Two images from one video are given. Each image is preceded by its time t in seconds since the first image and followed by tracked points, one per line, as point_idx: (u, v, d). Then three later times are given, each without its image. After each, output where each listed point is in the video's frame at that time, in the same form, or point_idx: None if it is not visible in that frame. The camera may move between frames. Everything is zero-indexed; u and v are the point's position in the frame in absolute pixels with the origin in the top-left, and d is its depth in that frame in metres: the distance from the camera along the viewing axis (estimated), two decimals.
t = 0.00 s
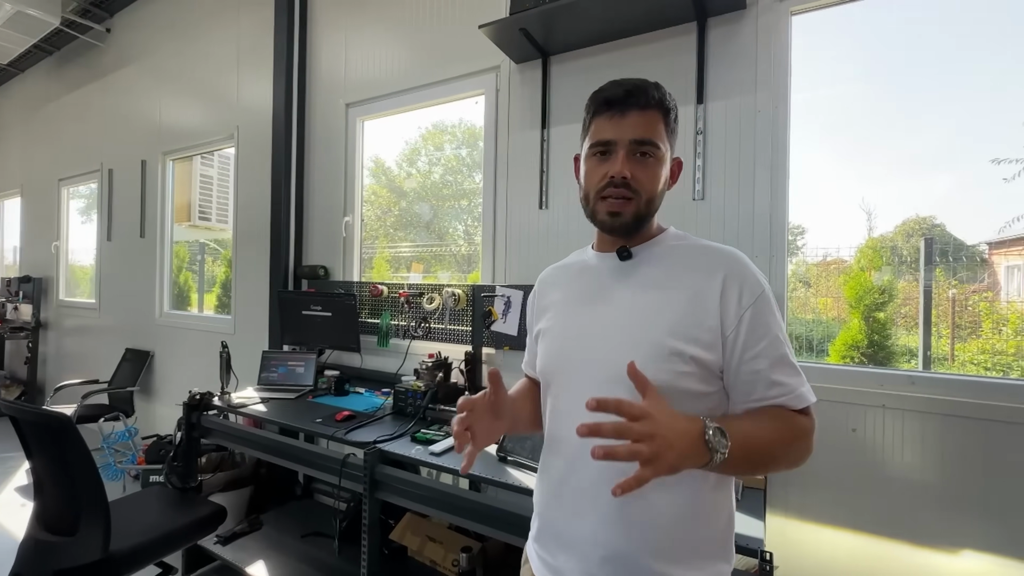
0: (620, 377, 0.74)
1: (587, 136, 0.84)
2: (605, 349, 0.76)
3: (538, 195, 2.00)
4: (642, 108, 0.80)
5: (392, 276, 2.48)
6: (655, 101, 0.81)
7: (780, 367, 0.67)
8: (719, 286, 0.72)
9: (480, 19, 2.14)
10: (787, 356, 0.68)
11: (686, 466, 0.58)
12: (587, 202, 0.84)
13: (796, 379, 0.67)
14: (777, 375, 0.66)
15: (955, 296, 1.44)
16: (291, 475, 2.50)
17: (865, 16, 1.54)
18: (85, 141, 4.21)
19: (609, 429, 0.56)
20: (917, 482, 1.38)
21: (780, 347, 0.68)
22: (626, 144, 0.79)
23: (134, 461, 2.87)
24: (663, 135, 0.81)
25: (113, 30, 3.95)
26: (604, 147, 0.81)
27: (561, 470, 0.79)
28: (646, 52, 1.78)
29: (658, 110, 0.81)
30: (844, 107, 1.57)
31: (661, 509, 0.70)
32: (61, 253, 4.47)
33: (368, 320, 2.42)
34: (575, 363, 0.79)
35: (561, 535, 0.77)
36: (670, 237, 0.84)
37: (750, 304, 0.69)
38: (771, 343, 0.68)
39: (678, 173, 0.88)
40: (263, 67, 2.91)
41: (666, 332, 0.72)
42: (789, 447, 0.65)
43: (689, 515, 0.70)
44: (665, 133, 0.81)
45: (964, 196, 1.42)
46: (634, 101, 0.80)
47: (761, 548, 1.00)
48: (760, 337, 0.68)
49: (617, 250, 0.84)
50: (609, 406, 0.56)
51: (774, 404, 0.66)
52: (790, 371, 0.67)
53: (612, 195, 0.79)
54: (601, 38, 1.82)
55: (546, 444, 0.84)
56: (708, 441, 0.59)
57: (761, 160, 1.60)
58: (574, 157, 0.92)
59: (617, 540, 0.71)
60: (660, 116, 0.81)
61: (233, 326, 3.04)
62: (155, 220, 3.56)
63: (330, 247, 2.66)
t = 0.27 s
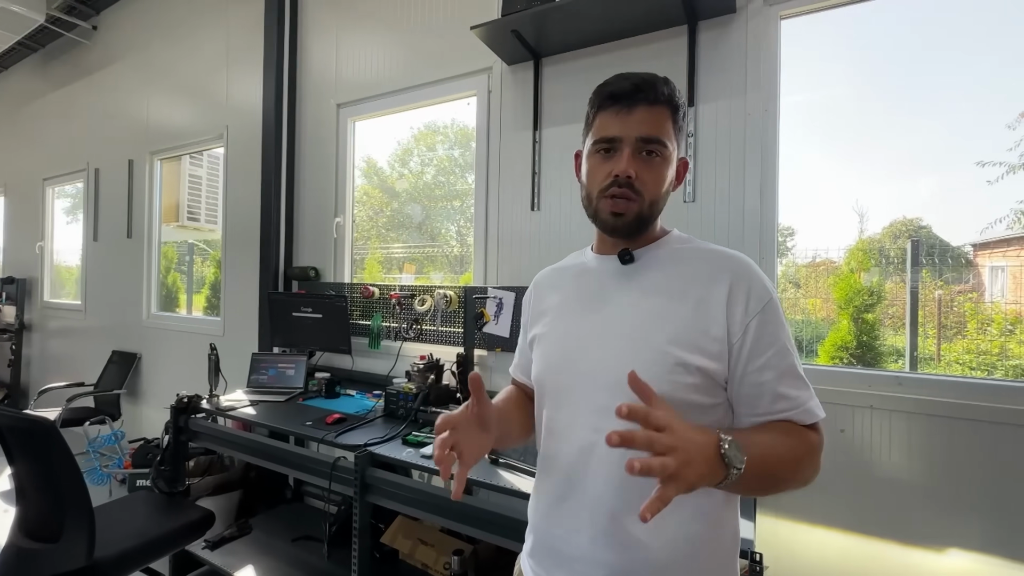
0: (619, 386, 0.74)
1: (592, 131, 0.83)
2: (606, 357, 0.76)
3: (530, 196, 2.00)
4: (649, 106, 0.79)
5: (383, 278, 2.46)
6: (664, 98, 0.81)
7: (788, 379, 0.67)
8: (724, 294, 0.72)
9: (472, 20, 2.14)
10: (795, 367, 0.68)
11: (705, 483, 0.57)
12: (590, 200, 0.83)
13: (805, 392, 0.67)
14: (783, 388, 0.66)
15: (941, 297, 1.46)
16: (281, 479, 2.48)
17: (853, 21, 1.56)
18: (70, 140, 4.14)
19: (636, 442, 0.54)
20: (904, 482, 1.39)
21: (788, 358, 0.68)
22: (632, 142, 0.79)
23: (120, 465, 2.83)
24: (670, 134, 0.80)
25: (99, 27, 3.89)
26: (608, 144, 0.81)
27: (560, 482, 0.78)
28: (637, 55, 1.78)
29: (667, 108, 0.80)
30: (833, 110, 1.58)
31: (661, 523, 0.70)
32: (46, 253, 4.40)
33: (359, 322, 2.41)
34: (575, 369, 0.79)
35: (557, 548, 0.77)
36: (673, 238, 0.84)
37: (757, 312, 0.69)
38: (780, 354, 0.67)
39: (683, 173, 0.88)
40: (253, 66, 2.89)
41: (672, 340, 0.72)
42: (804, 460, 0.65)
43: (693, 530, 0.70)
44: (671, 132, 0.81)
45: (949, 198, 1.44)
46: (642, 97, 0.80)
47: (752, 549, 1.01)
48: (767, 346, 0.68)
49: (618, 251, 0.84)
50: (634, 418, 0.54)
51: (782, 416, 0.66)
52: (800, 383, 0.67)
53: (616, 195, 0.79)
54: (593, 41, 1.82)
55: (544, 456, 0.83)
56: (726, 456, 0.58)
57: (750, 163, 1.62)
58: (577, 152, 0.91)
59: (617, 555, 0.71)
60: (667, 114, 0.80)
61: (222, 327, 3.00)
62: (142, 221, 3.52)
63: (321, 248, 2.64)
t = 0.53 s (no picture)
0: (619, 392, 0.73)
1: (593, 128, 0.83)
2: (604, 359, 0.75)
3: (524, 197, 2.00)
4: (652, 104, 0.79)
5: (376, 279, 2.45)
6: (668, 97, 0.80)
7: (788, 376, 0.68)
8: (724, 295, 0.72)
9: (465, 21, 2.14)
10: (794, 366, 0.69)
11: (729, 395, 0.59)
12: (590, 199, 0.83)
13: (804, 391, 0.68)
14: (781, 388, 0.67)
15: (928, 298, 1.48)
16: (272, 482, 2.46)
17: (842, 25, 1.57)
18: (57, 139, 4.08)
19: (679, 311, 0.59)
20: (894, 481, 1.41)
21: (789, 356, 0.69)
22: (634, 140, 0.78)
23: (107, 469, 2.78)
24: (673, 133, 0.80)
25: (87, 25, 3.84)
26: (610, 142, 0.80)
27: (555, 486, 0.77)
28: (631, 57, 1.79)
29: (670, 107, 0.80)
30: (824, 113, 1.60)
31: (656, 528, 0.70)
32: (31, 254, 4.32)
33: (352, 323, 2.39)
34: (572, 370, 0.78)
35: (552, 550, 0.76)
36: (671, 239, 0.84)
37: (756, 313, 0.70)
38: (781, 352, 0.68)
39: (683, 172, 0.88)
40: (244, 65, 2.87)
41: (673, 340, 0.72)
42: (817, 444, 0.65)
43: (689, 533, 0.70)
44: (674, 132, 0.80)
45: (936, 201, 1.46)
46: (646, 95, 0.79)
47: (745, 550, 1.03)
48: (767, 346, 0.68)
49: (617, 252, 0.84)
50: (687, 294, 0.60)
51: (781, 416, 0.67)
52: (799, 382, 0.68)
53: (618, 195, 0.78)
54: (587, 42, 1.83)
55: (538, 458, 0.82)
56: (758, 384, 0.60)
57: (742, 166, 1.63)
58: (578, 149, 0.91)
59: (610, 559, 0.70)
60: (671, 113, 0.80)
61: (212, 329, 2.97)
62: (131, 221, 3.47)
63: (313, 249, 2.62)
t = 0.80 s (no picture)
0: (603, 395, 0.73)
1: (583, 136, 0.82)
2: (590, 364, 0.75)
3: (518, 199, 2.00)
4: (643, 114, 0.78)
5: (369, 281, 2.43)
6: (657, 106, 0.80)
7: (764, 388, 0.69)
8: (708, 303, 0.72)
9: (459, 22, 2.13)
10: (771, 378, 0.70)
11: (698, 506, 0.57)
12: (580, 207, 0.82)
13: (778, 404, 0.69)
14: (758, 398, 0.68)
15: (918, 299, 1.49)
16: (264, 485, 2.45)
17: (833, 28, 1.59)
18: (44, 138, 4.02)
19: (633, 502, 0.53)
20: (886, 482, 1.42)
21: (766, 369, 0.70)
22: (624, 150, 0.78)
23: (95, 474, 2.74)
24: (661, 144, 0.79)
25: (75, 23, 3.79)
26: (600, 151, 0.79)
27: (538, 486, 0.78)
28: (624, 59, 1.79)
29: (659, 117, 0.79)
30: (815, 116, 1.61)
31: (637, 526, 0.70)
32: (18, 255, 4.26)
33: (344, 325, 2.37)
34: (557, 375, 0.77)
35: (537, 550, 0.76)
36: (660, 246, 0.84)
37: (737, 323, 0.70)
38: (758, 363, 0.69)
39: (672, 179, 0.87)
40: (235, 64, 2.84)
41: (655, 345, 0.72)
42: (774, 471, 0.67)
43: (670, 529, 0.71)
44: (663, 141, 0.80)
45: (926, 203, 1.47)
46: (636, 104, 0.78)
47: (739, 551, 1.01)
48: (746, 356, 0.69)
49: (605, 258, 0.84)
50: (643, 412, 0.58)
51: (758, 425, 0.68)
52: (775, 395, 0.69)
53: (608, 205, 0.78)
54: (581, 44, 1.83)
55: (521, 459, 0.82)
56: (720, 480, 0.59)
57: (735, 168, 1.64)
58: (567, 155, 0.90)
59: (594, 557, 0.71)
60: (660, 122, 0.79)
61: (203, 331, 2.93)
62: (119, 222, 3.42)
63: (306, 250, 2.60)
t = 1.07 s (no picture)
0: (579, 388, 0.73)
1: (558, 144, 0.83)
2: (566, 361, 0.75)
3: (514, 201, 1.99)
4: (612, 119, 0.79)
5: (363, 282, 2.42)
6: (627, 111, 0.80)
7: (730, 382, 0.66)
8: (678, 301, 0.72)
9: (454, 23, 2.13)
10: (740, 373, 0.68)
11: (656, 449, 0.57)
12: (556, 212, 0.83)
13: (747, 398, 0.67)
14: (724, 391, 0.66)
15: (909, 301, 1.50)
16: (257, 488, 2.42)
17: (825, 32, 1.60)
18: (33, 138, 3.97)
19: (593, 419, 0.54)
20: (879, 483, 1.43)
21: (733, 363, 0.68)
22: (594, 155, 0.78)
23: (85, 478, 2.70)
24: (632, 147, 0.79)
25: (65, 22, 3.75)
26: (572, 157, 0.80)
27: (522, 479, 0.78)
28: (620, 61, 1.80)
29: (629, 121, 0.80)
30: (809, 119, 1.62)
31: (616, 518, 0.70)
32: (6, 256, 4.20)
33: (339, 327, 2.36)
34: (534, 373, 0.78)
35: (518, 540, 0.76)
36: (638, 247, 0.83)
37: (705, 319, 0.70)
38: (726, 357, 0.68)
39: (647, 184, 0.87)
40: (228, 64, 2.82)
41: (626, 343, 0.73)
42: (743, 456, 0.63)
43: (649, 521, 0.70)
44: (634, 145, 0.80)
45: (916, 205, 1.49)
46: (605, 110, 0.79)
47: (735, 553, 1.00)
48: (714, 350, 0.68)
49: (584, 260, 0.83)
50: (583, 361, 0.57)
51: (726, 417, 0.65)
52: (744, 391, 0.67)
53: (582, 208, 0.78)
54: (576, 47, 1.83)
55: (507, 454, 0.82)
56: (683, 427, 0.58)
57: (730, 171, 1.64)
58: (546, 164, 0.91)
59: (574, 548, 0.71)
60: (629, 127, 0.80)
61: (195, 333, 2.91)
62: (110, 223, 3.38)
63: (299, 252, 2.58)
